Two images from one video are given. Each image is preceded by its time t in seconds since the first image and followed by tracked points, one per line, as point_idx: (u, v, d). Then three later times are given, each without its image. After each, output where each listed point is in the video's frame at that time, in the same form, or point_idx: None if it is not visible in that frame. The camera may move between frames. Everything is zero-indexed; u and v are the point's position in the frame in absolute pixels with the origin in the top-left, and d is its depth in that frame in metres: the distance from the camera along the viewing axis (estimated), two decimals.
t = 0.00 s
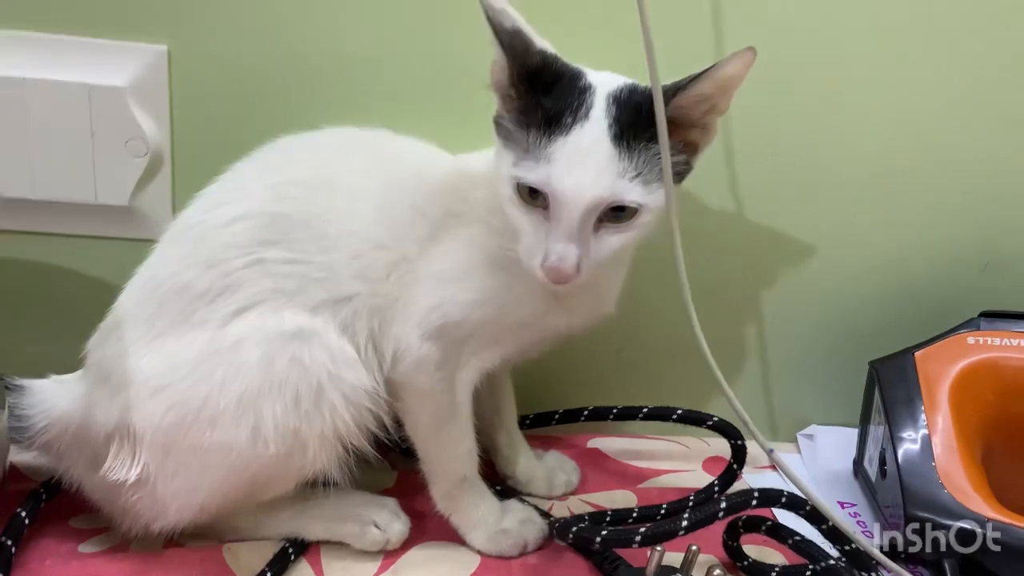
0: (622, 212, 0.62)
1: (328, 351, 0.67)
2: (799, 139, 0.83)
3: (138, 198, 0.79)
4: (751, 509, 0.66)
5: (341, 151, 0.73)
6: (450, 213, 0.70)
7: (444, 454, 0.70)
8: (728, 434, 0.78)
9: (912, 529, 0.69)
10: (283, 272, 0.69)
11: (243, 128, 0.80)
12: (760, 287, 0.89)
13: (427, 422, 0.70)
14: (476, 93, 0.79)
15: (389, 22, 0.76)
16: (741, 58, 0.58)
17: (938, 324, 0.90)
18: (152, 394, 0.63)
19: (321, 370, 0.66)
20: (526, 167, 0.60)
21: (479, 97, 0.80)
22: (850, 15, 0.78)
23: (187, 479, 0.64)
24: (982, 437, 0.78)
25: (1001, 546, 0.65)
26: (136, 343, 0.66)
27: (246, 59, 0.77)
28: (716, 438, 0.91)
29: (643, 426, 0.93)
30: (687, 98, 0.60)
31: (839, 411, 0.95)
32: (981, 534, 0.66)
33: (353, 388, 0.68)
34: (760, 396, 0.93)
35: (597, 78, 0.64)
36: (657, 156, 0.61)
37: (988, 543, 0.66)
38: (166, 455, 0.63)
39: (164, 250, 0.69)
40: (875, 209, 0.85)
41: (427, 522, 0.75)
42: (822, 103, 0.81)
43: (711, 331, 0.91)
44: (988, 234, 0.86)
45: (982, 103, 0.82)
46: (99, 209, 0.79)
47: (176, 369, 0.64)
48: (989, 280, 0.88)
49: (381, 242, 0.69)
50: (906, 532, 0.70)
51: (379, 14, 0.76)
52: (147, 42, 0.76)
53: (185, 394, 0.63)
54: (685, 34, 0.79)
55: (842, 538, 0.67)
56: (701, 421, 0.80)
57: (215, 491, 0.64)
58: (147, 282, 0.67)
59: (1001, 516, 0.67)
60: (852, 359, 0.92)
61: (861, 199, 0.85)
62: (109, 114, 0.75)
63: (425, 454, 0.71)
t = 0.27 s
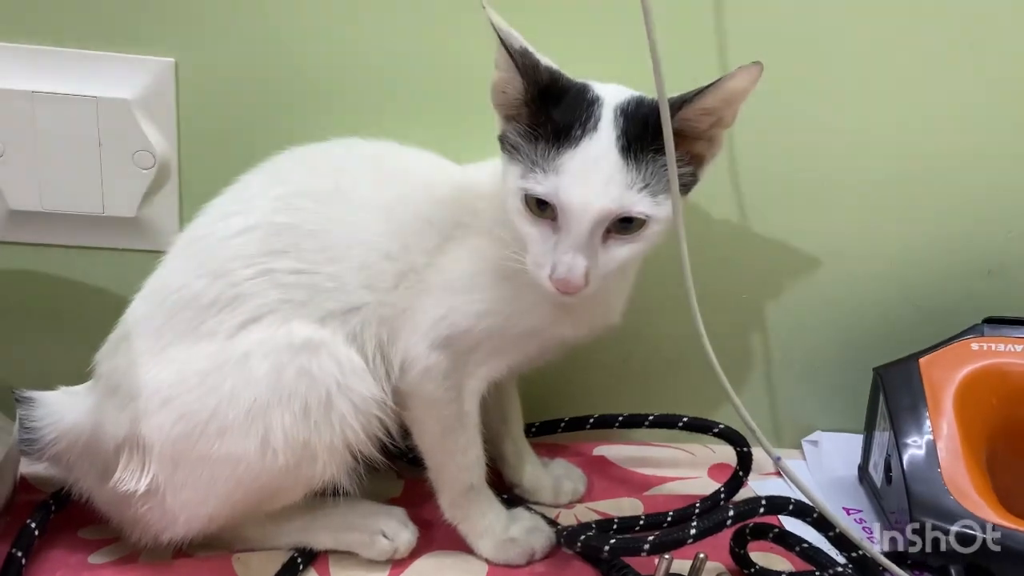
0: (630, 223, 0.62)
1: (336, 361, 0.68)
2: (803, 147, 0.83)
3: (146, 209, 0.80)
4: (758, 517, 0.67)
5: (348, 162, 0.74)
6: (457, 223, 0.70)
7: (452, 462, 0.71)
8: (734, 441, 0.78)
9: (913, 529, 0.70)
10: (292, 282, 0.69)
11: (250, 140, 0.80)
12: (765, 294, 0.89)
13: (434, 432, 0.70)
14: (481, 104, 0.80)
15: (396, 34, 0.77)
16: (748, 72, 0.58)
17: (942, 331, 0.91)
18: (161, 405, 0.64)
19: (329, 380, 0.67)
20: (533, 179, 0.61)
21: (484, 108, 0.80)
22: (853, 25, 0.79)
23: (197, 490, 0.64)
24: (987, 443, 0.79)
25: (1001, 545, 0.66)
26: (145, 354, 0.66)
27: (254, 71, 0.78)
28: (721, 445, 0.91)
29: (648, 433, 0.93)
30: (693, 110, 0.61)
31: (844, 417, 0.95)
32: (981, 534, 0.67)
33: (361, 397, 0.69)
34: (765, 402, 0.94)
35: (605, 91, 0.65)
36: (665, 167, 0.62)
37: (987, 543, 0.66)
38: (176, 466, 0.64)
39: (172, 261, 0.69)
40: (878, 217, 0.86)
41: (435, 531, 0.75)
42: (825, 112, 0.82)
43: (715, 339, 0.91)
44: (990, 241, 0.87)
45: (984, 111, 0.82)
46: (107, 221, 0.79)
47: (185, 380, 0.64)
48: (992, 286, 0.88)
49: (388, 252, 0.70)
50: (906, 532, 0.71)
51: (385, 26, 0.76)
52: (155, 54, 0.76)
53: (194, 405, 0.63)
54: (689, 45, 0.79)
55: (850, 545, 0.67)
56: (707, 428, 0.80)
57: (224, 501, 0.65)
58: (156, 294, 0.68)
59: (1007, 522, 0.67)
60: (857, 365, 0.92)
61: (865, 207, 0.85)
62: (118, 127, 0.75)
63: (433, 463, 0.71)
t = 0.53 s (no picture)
0: (639, 218, 0.61)
1: (340, 360, 0.66)
2: (811, 140, 0.82)
3: (145, 209, 0.79)
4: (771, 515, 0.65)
5: (350, 159, 0.73)
6: (462, 220, 0.69)
7: (458, 462, 0.69)
8: (744, 438, 0.77)
9: (913, 529, 0.72)
10: (294, 281, 0.68)
11: (250, 138, 0.79)
12: (774, 289, 0.88)
13: (440, 431, 0.69)
14: (484, 99, 0.79)
15: (398, 29, 0.76)
16: (758, 63, 0.57)
17: (952, 325, 0.90)
18: (162, 407, 0.62)
19: (335, 382, 0.65)
20: (541, 175, 0.60)
21: (487, 103, 0.79)
22: (861, 15, 0.78)
23: (199, 494, 0.63)
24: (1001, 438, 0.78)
25: (1001, 545, 0.65)
26: (146, 355, 0.65)
27: (253, 68, 0.77)
28: (730, 443, 0.90)
29: (655, 431, 0.92)
30: (703, 103, 0.60)
31: (853, 414, 0.94)
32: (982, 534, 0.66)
33: (367, 398, 0.67)
34: (774, 399, 0.93)
35: (613, 84, 0.63)
36: (675, 161, 0.60)
37: (987, 542, 0.66)
38: (177, 469, 0.63)
39: (173, 261, 0.68)
40: (888, 210, 0.85)
41: (441, 533, 0.74)
42: (834, 103, 0.81)
43: (723, 335, 0.90)
44: (1001, 233, 0.85)
45: (995, 102, 0.81)
46: (105, 221, 0.78)
47: (186, 382, 0.63)
48: (1003, 280, 0.87)
49: (392, 249, 0.69)
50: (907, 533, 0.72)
51: (387, 20, 0.75)
52: (153, 51, 0.75)
53: (195, 408, 0.62)
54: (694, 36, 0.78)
55: (864, 543, 0.66)
56: (717, 426, 0.79)
57: (227, 504, 0.63)
58: (156, 294, 0.67)
59: None
60: (867, 361, 0.91)
61: (873, 200, 0.84)
62: (115, 125, 0.74)
63: (439, 464, 0.70)
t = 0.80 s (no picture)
0: (634, 205, 0.60)
1: (334, 350, 0.66)
2: (807, 125, 0.81)
3: (137, 202, 0.78)
4: (770, 502, 0.65)
5: (342, 149, 0.72)
6: (455, 208, 0.69)
7: (454, 453, 0.69)
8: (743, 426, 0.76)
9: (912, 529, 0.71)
10: (286, 271, 0.67)
11: (241, 129, 0.79)
12: (772, 277, 0.87)
13: (436, 421, 0.68)
14: (476, 88, 0.78)
15: (389, 18, 0.75)
16: (753, 47, 0.56)
17: (953, 311, 0.89)
18: (154, 400, 0.62)
19: (329, 370, 0.65)
20: (535, 162, 0.60)
21: (480, 92, 0.78)
22: None
23: (192, 487, 0.62)
24: (1002, 423, 0.77)
25: (1001, 544, 0.65)
26: (136, 348, 0.64)
27: (242, 59, 0.76)
28: (729, 432, 0.89)
29: (654, 421, 0.91)
30: (698, 87, 0.59)
31: (853, 401, 0.93)
32: (982, 534, 0.66)
33: (364, 386, 0.67)
34: (774, 387, 0.92)
35: (607, 70, 0.63)
36: (668, 147, 0.60)
37: (988, 543, 0.66)
38: (170, 462, 0.62)
39: (163, 254, 0.68)
40: (886, 195, 0.84)
41: (438, 525, 0.73)
42: (830, 88, 0.80)
43: (721, 324, 0.89)
44: (999, 217, 0.85)
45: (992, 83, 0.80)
46: (96, 215, 0.78)
47: (177, 374, 0.62)
48: (1003, 264, 0.86)
49: (385, 238, 0.68)
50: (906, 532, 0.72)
51: (377, 9, 0.75)
52: (142, 43, 0.74)
53: (187, 400, 0.62)
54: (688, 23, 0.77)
55: (864, 530, 0.66)
56: (715, 414, 0.78)
57: (221, 497, 0.63)
58: (147, 287, 0.66)
59: None
60: (866, 348, 0.91)
61: (870, 185, 0.84)
62: (104, 118, 0.73)
63: (435, 455, 0.70)
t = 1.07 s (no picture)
0: (626, 196, 0.60)
1: (326, 343, 0.66)
2: (799, 113, 0.81)
3: (125, 198, 0.78)
4: (762, 491, 0.64)
5: (330, 143, 0.72)
6: (445, 199, 0.68)
7: (446, 446, 0.68)
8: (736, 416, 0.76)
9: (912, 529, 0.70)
10: (275, 264, 0.67)
11: (228, 124, 0.78)
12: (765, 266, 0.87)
13: (428, 413, 0.68)
14: (465, 79, 0.78)
15: (377, 10, 0.75)
16: (750, 40, 0.56)
17: (947, 298, 0.88)
18: (142, 395, 0.61)
19: (321, 363, 0.65)
20: (527, 152, 0.59)
21: (469, 83, 0.78)
22: None
23: (182, 482, 0.62)
24: (997, 410, 0.76)
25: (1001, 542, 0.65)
26: (124, 343, 0.64)
27: (228, 53, 0.75)
28: (724, 422, 0.89)
29: (649, 412, 0.91)
30: (693, 79, 0.59)
31: (848, 390, 0.93)
32: (983, 532, 0.65)
33: (356, 377, 0.67)
34: (768, 378, 0.92)
35: (599, 59, 0.62)
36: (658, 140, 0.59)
37: (988, 542, 0.65)
38: (159, 458, 0.62)
39: (151, 249, 0.67)
40: (878, 182, 0.84)
41: (431, 518, 0.73)
42: (822, 75, 0.79)
43: (714, 314, 0.89)
44: (992, 204, 0.84)
45: (983, 68, 0.79)
46: (84, 212, 0.77)
47: (165, 370, 0.62)
48: (996, 250, 0.86)
49: (375, 228, 0.68)
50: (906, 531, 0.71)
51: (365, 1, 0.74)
52: (127, 38, 0.74)
53: (176, 395, 0.61)
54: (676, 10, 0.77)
55: (857, 518, 0.66)
56: (708, 404, 0.78)
57: (211, 492, 0.63)
58: (134, 282, 0.66)
59: (1018, 488, 0.65)
60: (860, 336, 0.90)
61: (863, 172, 0.83)
62: (90, 113, 0.73)
63: (427, 447, 0.69)
